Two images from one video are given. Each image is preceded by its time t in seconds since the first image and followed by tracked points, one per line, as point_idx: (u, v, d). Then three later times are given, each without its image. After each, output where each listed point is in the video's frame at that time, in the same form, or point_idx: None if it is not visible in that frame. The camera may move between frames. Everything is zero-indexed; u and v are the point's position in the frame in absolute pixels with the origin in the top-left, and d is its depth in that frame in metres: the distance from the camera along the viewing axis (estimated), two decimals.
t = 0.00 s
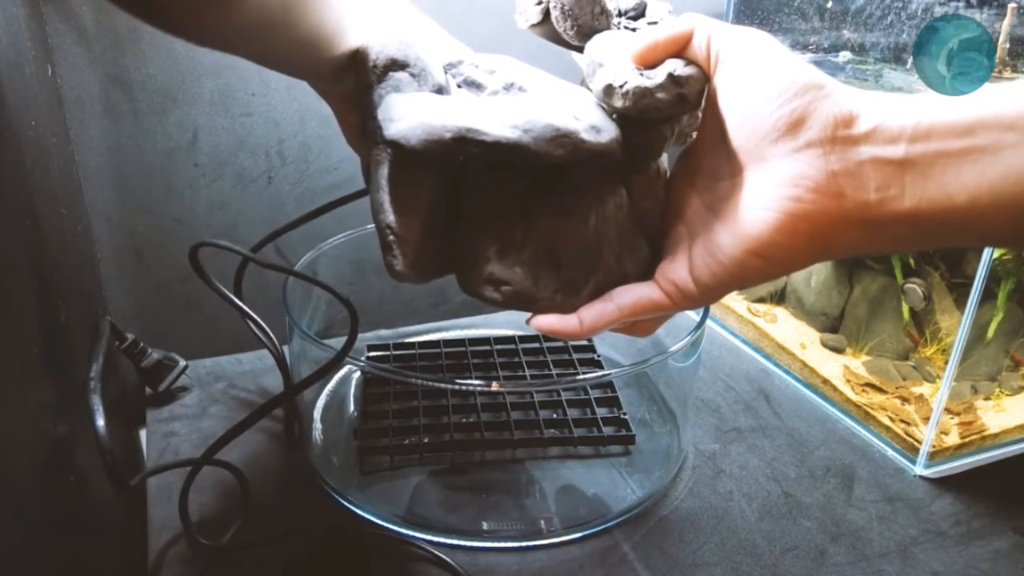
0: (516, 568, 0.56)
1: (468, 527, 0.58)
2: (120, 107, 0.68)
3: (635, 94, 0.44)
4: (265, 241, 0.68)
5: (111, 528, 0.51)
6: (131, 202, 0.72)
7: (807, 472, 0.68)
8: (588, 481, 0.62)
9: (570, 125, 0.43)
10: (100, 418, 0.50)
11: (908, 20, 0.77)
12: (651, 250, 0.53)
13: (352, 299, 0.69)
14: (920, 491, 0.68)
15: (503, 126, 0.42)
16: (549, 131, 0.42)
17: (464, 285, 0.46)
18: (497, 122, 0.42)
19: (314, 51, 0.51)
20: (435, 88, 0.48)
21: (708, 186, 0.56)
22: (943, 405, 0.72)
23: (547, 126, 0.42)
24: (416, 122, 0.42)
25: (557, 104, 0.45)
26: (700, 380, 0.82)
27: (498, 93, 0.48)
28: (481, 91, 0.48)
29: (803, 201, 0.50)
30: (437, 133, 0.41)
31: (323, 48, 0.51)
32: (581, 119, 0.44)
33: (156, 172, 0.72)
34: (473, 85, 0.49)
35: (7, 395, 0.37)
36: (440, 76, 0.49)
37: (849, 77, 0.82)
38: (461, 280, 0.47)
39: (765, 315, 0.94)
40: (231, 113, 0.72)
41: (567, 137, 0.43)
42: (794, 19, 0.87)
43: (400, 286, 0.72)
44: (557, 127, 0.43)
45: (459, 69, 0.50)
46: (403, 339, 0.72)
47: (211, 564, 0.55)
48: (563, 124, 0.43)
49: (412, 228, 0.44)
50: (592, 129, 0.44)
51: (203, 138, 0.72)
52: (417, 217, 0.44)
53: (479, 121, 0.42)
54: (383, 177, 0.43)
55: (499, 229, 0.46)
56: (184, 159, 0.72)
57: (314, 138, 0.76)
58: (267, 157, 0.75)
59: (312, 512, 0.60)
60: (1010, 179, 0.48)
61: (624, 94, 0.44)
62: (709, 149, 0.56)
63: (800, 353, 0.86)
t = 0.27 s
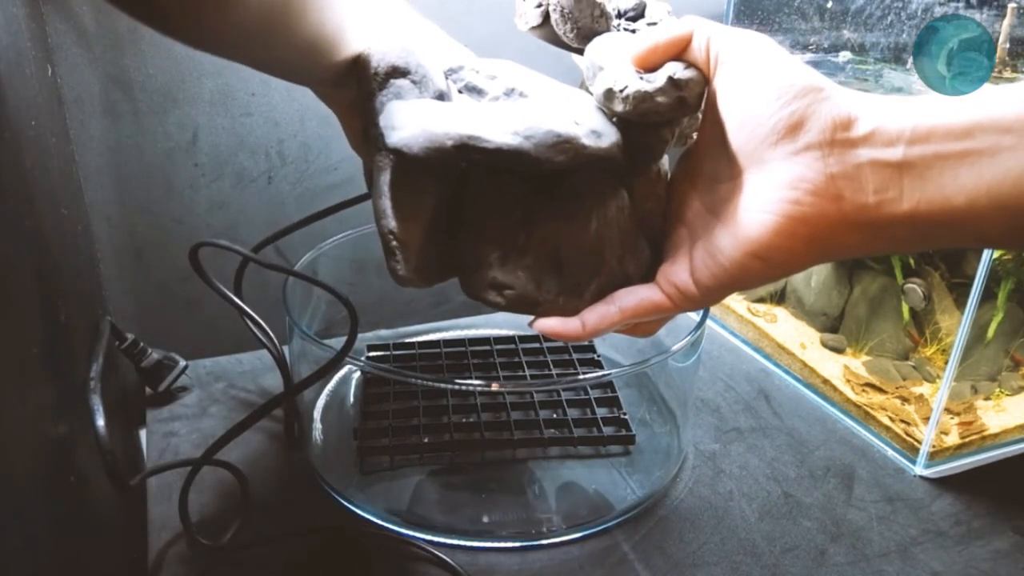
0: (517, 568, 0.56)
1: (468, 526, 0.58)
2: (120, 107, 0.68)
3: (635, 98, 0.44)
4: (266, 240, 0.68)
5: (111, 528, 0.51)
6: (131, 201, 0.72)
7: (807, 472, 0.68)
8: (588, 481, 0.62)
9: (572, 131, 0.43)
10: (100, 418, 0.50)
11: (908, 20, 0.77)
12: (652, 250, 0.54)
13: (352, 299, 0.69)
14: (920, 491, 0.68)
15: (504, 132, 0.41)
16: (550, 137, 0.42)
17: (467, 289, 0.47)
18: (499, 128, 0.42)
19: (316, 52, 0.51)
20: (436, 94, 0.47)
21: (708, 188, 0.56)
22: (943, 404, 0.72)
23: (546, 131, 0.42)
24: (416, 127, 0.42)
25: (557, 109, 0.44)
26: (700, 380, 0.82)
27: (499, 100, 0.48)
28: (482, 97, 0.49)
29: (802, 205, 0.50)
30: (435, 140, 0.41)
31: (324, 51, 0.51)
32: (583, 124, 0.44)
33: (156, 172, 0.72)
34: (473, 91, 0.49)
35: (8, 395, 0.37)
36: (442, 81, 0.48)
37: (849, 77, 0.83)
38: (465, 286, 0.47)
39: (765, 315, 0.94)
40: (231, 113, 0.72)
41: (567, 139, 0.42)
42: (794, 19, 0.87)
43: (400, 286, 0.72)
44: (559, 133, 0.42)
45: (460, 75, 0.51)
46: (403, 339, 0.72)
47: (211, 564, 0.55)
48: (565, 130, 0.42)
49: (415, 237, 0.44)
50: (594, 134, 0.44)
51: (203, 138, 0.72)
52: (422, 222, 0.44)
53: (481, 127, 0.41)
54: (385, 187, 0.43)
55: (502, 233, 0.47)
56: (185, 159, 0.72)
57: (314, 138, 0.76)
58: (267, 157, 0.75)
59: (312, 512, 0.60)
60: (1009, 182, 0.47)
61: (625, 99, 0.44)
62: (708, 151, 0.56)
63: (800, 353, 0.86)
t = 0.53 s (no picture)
0: (516, 568, 0.56)
1: (468, 526, 0.58)
2: (120, 107, 0.68)
3: (617, 108, 0.44)
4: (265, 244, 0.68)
5: (111, 528, 0.51)
6: (131, 202, 0.72)
7: (807, 472, 0.68)
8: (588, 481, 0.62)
9: (552, 142, 0.43)
10: (101, 418, 0.50)
11: (908, 20, 0.77)
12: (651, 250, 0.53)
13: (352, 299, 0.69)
14: (920, 491, 0.68)
15: (484, 145, 0.43)
16: (530, 149, 0.43)
17: (455, 298, 0.49)
18: (479, 141, 0.43)
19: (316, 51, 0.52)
20: (423, 108, 0.49)
21: (695, 195, 0.55)
22: (943, 405, 0.72)
23: (525, 145, 0.43)
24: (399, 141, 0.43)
25: (540, 122, 0.45)
26: (700, 380, 0.82)
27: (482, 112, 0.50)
28: (467, 110, 0.51)
29: (782, 211, 0.50)
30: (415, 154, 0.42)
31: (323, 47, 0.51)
32: (564, 134, 0.44)
33: (157, 172, 0.72)
34: (459, 104, 0.52)
35: (8, 396, 0.37)
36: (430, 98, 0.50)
37: (850, 76, 0.83)
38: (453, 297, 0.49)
39: (765, 315, 0.94)
40: (231, 113, 0.72)
41: (545, 152, 0.43)
42: (794, 19, 0.88)
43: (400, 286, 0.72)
44: (538, 145, 0.43)
45: (447, 90, 0.53)
46: (403, 339, 0.72)
47: (211, 564, 0.55)
48: (544, 142, 0.43)
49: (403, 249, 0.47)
50: (575, 144, 0.44)
51: (203, 138, 0.72)
52: (410, 233, 0.47)
53: (461, 141, 0.43)
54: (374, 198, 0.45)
55: (490, 245, 0.48)
56: (185, 159, 0.72)
57: (314, 138, 0.76)
58: (267, 157, 0.75)
59: (312, 512, 0.60)
60: (987, 187, 0.47)
61: (606, 109, 0.44)
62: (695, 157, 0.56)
63: (800, 353, 0.86)
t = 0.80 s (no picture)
0: (516, 568, 0.56)
1: (468, 526, 0.58)
2: (120, 107, 0.68)
3: (579, 118, 0.45)
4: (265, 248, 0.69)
5: (111, 527, 0.51)
6: (131, 202, 0.72)
7: (807, 472, 0.68)
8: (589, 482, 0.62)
9: (515, 154, 0.45)
10: (101, 418, 0.50)
11: (908, 21, 0.78)
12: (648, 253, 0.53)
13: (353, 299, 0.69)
14: (920, 491, 0.68)
15: (447, 158, 0.44)
16: (490, 161, 0.44)
17: (427, 309, 0.50)
18: (442, 154, 0.44)
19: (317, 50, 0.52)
20: (392, 123, 0.50)
21: (667, 202, 0.54)
22: (944, 405, 0.72)
23: (487, 157, 0.44)
24: (368, 145, 0.44)
25: (503, 135, 0.46)
26: (699, 380, 0.83)
27: (448, 125, 0.50)
28: (434, 123, 0.52)
29: (745, 219, 0.49)
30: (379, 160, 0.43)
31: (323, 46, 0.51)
32: (527, 147, 0.46)
33: (156, 172, 0.72)
34: (427, 118, 0.53)
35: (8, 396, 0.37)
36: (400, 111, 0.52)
37: (850, 76, 0.83)
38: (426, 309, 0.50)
39: (765, 315, 0.94)
40: (231, 113, 0.72)
41: (507, 165, 0.44)
42: (794, 19, 0.89)
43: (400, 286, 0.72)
44: (499, 157, 0.44)
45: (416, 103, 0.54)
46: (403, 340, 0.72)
47: (211, 564, 0.55)
48: (506, 155, 0.44)
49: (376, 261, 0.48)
50: (537, 155, 0.45)
51: (203, 138, 0.72)
52: (382, 248, 0.48)
53: (425, 154, 0.44)
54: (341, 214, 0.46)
55: (460, 258, 0.49)
56: (185, 159, 0.72)
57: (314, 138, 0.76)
58: (267, 157, 0.75)
59: (313, 512, 0.60)
60: (951, 193, 0.45)
61: (570, 119, 0.45)
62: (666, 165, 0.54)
63: (800, 353, 0.87)
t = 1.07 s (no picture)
0: (517, 568, 0.56)
1: (468, 526, 0.58)
2: (120, 107, 0.68)
3: (567, 129, 0.46)
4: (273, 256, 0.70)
5: (111, 528, 0.51)
6: (131, 202, 0.72)
7: (807, 472, 0.68)
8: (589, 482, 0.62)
9: (502, 163, 0.46)
10: (102, 419, 0.50)
11: (908, 20, 0.79)
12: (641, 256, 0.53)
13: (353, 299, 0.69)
14: (920, 491, 0.68)
15: (435, 165, 0.44)
16: (476, 169, 0.45)
17: (418, 315, 0.50)
18: (431, 162, 0.45)
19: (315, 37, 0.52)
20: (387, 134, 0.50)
21: (658, 211, 0.53)
22: (944, 405, 0.72)
23: (473, 165, 0.45)
24: (361, 150, 0.45)
25: (495, 146, 0.47)
26: (699, 380, 0.82)
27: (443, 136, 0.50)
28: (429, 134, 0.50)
29: (718, 229, 0.46)
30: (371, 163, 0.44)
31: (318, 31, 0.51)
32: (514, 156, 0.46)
33: (156, 172, 0.72)
34: (424, 130, 0.51)
35: (8, 397, 0.37)
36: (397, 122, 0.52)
37: (851, 76, 0.83)
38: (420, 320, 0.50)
39: (765, 315, 0.95)
40: (231, 113, 0.72)
41: (494, 174, 0.45)
42: (794, 19, 0.88)
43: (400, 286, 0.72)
44: (485, 165, 0.45)
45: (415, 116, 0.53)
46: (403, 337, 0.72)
47: (211, 564, 0.55)
48: (492, 163, 0.45)
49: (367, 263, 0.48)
50: (523, 165, 0.46)
51: (203, 139, 0.72)
52: (374, 252, 0.48)
53: (414, 161, 0.44)
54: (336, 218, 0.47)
55: (449, 263, 0.48)
56: (185, 160, 0.72)
57: (314, 138, 0.76)
58: (267, 157, 0.75)
59: (313, 512, 0.60)
60: (932, 200, 0.41)
61: (559, 129, 0.46)
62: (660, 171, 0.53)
63: (800, 353, 0.87)
